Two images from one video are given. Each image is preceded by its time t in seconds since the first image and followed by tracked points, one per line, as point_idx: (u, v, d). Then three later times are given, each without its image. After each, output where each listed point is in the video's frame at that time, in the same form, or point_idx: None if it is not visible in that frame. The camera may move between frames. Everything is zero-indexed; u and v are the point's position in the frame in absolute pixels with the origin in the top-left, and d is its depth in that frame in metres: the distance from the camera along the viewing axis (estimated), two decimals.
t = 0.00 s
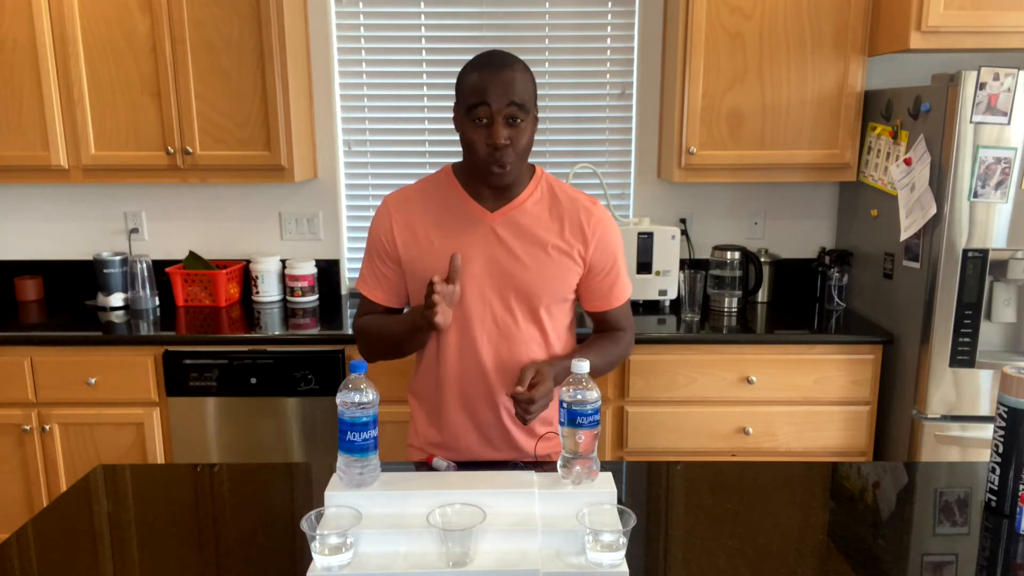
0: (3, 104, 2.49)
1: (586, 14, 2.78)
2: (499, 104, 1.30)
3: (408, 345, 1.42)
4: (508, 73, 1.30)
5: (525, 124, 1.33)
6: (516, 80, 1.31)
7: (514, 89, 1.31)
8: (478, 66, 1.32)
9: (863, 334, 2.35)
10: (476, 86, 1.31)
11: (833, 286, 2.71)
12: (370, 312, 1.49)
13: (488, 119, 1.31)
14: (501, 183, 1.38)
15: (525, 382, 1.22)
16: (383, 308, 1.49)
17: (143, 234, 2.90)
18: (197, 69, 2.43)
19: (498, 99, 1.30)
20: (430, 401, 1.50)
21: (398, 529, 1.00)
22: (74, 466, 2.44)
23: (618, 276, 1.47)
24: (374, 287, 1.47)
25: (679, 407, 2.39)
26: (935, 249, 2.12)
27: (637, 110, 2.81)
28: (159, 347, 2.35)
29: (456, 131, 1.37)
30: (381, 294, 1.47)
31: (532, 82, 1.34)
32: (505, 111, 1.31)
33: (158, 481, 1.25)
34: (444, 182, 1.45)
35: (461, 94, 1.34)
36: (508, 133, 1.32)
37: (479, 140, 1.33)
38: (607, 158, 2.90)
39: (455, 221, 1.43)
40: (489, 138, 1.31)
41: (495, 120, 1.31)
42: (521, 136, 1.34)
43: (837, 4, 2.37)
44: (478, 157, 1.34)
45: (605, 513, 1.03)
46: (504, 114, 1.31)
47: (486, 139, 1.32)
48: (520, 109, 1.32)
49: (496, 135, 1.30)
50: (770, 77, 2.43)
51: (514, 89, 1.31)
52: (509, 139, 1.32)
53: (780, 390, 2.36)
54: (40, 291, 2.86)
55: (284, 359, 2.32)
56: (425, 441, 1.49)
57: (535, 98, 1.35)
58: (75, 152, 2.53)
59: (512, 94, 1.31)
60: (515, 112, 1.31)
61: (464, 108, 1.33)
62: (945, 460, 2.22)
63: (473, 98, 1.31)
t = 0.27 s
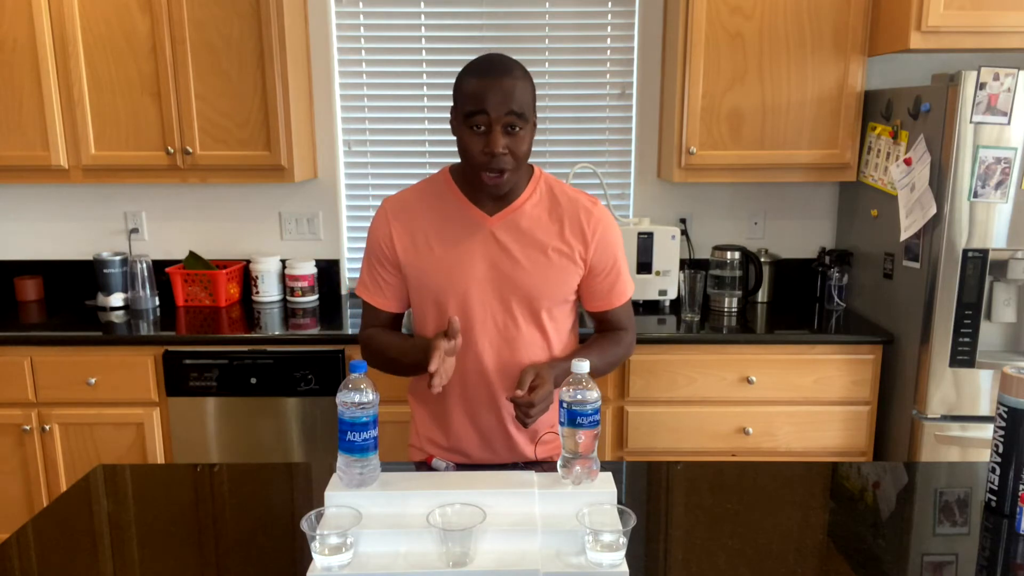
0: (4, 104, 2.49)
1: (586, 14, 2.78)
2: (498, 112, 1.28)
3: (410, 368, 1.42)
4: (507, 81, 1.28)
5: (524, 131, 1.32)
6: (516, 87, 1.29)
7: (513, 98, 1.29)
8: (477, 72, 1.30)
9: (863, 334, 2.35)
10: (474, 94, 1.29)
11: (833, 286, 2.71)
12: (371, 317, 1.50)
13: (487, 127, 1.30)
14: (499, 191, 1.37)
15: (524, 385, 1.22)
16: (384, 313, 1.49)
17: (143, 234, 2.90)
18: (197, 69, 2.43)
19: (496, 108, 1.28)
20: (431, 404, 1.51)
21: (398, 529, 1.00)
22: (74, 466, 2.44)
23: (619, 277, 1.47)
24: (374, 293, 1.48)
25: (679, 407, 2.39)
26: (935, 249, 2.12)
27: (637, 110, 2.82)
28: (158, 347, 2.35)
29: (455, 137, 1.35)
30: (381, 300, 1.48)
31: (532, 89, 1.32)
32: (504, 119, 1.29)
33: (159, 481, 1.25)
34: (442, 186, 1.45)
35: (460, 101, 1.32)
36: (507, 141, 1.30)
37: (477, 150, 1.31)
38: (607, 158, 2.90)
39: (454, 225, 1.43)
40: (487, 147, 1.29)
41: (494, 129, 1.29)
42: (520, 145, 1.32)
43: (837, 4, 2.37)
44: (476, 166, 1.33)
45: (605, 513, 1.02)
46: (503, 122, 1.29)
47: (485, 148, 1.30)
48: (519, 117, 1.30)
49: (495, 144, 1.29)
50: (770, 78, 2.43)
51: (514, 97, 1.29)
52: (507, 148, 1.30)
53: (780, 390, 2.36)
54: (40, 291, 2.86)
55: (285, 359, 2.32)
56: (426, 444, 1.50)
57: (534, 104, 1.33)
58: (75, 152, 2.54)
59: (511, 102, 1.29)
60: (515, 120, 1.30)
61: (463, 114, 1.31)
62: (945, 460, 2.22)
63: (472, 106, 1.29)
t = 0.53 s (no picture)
0: (4, 104, 2.49)
1: (586, 14, 2.78)
2: (496, 117, 1.28)
3: (411, 365, 1.40)
4: (505, 85, 1.27)
5: (522, 135, 1.31)
6: (514, 91, 1.27)
7: (512, 102, 1.27)
8: (475, 75, 1.29)
9: (863, 334, 2.35)
10: (472, 98, 1.28)
11: (833, 286, 2.71)
12: (368, 318, 1.50)
13: (484, 132, 1.29)
14: (497, 193, 1.37)
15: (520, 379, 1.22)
16: (382, 314, 1.49)
17: (143, 234, 2.90)
18: (197, 69, 2.43)
19: (495, 113, 1.27)
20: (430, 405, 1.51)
21: (398, 529, 1.00)
22: (74, 466, 2.44)
23: (618, 276, 1.47)
24: (372, 293, 1.48)
25: (679, 406, 2.39)
26: (935, 249, 2.12)
27: (637, 110, 2.82)
28: (158, 348, 2.35)
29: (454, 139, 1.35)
30: (378, 300, 1.48)
31: (531, 91, 1.31)
32: (502, 124, 1.29)
33: (158, 481, 1.25)
34: (440, 187, 1.45)
35: (458, 103, 1.31)
36: (505, 145, 1.30)
37: (475, 153, 1.31)
38: (607, 158, 2.90)
39: (453, 226, 1.43)
40: (485, 151, 1.29)
41: (492, 133, 1.29)
42: (518, 148, 1.32)
43: (837, 4, 2.37)
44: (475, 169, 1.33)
45: (605, 513, 1.02)
46: (501, 127, 1.29)
47: (483, 152, 1.30)
48: (518, 121, 1.29)
49: (492, 149, 1.29)
50: (769, 78, 2.43)
51: (512, 101, 1.28)
52: (505, 152, 1.30)
53: (780, 390, 2.36)
54: (40, 291, 2.86)
55: (285, 359, 2.32)
56: (426, 444, 1.50)
57: (533, 107, 1.32)
58: (75, 152, 2.54)
59: (510, 106, 1.28)
60: (513, 125, 1.29)
61: (461, 116, 1.31)
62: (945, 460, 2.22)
63: (470, 110, 1.29)
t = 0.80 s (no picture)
0: (4, 104, 2.49)
1: (586, 14, 2.78)
2: (495, 121, 1.27)
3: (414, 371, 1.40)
4: (504, 89, 1.26)
5: (521, 137, 1.31)
6: (513, 95, 1.27)
7: (511, 106, 1.27)
8: (474, 78, 1.27)
9: (863, 334, 2.35)
10: (471, 101, 1.27)
11: (833, 286, 2.71)
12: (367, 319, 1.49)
13: (483, 135, 1.29)
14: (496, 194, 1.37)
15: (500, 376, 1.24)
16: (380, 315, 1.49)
17: (143, 234, 2.90)
18: (197, 69, 2.43)
19: (493, 117, 1.27)
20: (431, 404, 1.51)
21: (398, 529, 1.00)
22: (74, 467, 2.44)
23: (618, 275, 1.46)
24: (372, 294, 1.47)
25: (679, 406, 2.39)
26: (935, 249, 2.12)
27: (637, 110, 2.81)
28: (158, 348, 2.35)
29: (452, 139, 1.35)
30: (377, 301, 1.47)
31: (530, 94, 1.30)
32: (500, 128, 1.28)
33: (158, 481, 1.25)
34: (440, 186, 1.44)
35: (456, 105, 1.30)
36: (503, 148, 1.30)
37: (474, 156, 1.31)
38: (607, 158, 2.90)
39: (453, 226, 1.42)
40: (483, 155, 1.29)
41: (490, 137, 1.28)
42: (517, 151, 1.32)
43: (837, 4, 2.37)
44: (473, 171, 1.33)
45: (605, 513, 1.03)
46: (499, 130, 1.28)
47: (480, 155, 1.30)
48: (517, 125, 1.29)
49: (490, 153, 1.29)
50: (769, 78, 2.43)
51: (512, 105, 1.27)
52: (503, 155, 1.30)
53: (780, 390, 2.36)
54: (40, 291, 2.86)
55: (285, 359, 2.32)
56: (427, 443, 1.50)
57: (533, 109, 1.31)
58: (75, 152, 2.54)
59: (509, 110, 1.27)
60: (512, 129, 1.29)
61: (459, 119, 1.30)
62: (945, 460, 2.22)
63: (469, 113, 1.28)
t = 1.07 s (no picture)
0: (3, 104, 2.49)
1: (586, 14, 2.78)
2: (489, 126, 1.27)
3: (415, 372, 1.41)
4: (498, 94, 1.26)
5: (515, 142, 1.31)
6: (507, 100, 1.26)
7: (505, 111, 1.26)
8: (467, 82, 1.27)
9: (863, 334, 2.35)
10: (465, 106, 1.27)
11: (833, 286, 2.71)
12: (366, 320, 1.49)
13: (477, 140, 1.29)
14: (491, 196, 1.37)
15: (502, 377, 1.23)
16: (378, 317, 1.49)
17: (143, 234, 2.90)
18: (197, 69, 2.43)
19: (487, 122, 1.26)
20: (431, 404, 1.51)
21: (398, 529, 1.00)
22: (74, 467, 2.44)
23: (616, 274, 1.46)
24: (371, 296, 1.47)
25: (679, 406, 2.39)
26: (935, 249, 2.12)
27: (637, 110, 2.81)
28: (158, 348, 2.35)
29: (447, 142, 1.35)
30: (376, 303, 1.48)
31: (524, 98, 1.29)
32: (494, 132, 1.28)
33: (158, 481, 1.25)
34: (438, 187, 1.44)
35: (450, 109, 1.30)
36: (497, 153, 1.30)
37: (468, 160, 1.31)
38: (607, 158, 2.90)
39: (451, 226, 1.42)
40: (476, 159, 1.29)
41: (484, 142, 1.28)
42: (511, 155, 1.32)
43: (837, 4, 2.37)
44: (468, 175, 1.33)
45: (605, 513, 1.03)
46: (493, 135, 1.28)
47: (475, 160, 1.30)
48: (511, 130, 1.29)
49: (485, 158, 1.29)
50: (769, 78, 2.43)
51: (506, 110, 1.27)
52: (497, 159, 1.30)
53: (780, 390, 2.36)
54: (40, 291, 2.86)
55: (285, 359, 2.32)
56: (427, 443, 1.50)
57: (526, 113, 1.31)
58: (75, 152, 2.54)
59: (503, 115, 1.27)
60: (506, 133, 1.28)
61: (453, 123, 1.30)
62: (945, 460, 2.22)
63: (463, 118, 1.27)
